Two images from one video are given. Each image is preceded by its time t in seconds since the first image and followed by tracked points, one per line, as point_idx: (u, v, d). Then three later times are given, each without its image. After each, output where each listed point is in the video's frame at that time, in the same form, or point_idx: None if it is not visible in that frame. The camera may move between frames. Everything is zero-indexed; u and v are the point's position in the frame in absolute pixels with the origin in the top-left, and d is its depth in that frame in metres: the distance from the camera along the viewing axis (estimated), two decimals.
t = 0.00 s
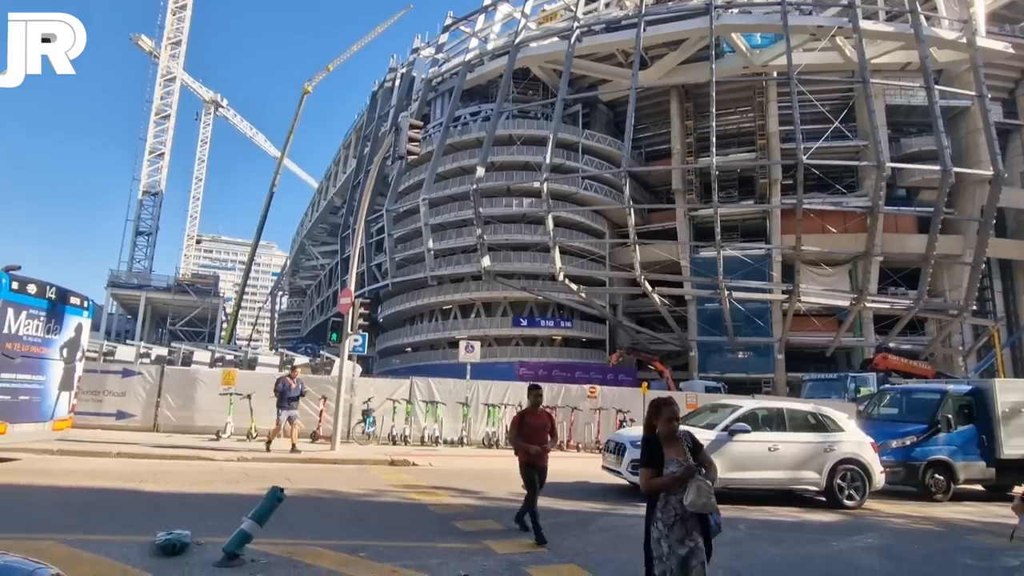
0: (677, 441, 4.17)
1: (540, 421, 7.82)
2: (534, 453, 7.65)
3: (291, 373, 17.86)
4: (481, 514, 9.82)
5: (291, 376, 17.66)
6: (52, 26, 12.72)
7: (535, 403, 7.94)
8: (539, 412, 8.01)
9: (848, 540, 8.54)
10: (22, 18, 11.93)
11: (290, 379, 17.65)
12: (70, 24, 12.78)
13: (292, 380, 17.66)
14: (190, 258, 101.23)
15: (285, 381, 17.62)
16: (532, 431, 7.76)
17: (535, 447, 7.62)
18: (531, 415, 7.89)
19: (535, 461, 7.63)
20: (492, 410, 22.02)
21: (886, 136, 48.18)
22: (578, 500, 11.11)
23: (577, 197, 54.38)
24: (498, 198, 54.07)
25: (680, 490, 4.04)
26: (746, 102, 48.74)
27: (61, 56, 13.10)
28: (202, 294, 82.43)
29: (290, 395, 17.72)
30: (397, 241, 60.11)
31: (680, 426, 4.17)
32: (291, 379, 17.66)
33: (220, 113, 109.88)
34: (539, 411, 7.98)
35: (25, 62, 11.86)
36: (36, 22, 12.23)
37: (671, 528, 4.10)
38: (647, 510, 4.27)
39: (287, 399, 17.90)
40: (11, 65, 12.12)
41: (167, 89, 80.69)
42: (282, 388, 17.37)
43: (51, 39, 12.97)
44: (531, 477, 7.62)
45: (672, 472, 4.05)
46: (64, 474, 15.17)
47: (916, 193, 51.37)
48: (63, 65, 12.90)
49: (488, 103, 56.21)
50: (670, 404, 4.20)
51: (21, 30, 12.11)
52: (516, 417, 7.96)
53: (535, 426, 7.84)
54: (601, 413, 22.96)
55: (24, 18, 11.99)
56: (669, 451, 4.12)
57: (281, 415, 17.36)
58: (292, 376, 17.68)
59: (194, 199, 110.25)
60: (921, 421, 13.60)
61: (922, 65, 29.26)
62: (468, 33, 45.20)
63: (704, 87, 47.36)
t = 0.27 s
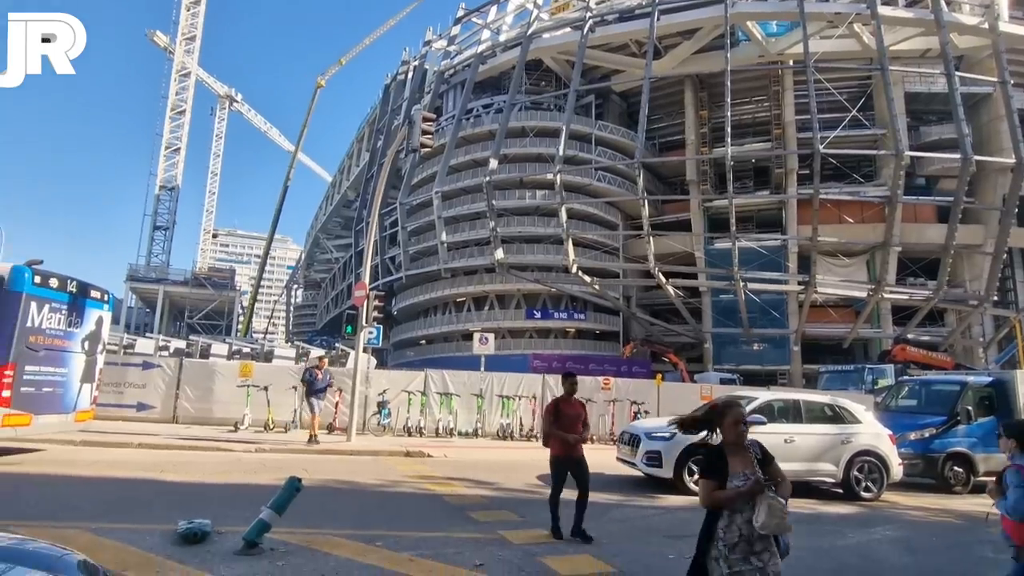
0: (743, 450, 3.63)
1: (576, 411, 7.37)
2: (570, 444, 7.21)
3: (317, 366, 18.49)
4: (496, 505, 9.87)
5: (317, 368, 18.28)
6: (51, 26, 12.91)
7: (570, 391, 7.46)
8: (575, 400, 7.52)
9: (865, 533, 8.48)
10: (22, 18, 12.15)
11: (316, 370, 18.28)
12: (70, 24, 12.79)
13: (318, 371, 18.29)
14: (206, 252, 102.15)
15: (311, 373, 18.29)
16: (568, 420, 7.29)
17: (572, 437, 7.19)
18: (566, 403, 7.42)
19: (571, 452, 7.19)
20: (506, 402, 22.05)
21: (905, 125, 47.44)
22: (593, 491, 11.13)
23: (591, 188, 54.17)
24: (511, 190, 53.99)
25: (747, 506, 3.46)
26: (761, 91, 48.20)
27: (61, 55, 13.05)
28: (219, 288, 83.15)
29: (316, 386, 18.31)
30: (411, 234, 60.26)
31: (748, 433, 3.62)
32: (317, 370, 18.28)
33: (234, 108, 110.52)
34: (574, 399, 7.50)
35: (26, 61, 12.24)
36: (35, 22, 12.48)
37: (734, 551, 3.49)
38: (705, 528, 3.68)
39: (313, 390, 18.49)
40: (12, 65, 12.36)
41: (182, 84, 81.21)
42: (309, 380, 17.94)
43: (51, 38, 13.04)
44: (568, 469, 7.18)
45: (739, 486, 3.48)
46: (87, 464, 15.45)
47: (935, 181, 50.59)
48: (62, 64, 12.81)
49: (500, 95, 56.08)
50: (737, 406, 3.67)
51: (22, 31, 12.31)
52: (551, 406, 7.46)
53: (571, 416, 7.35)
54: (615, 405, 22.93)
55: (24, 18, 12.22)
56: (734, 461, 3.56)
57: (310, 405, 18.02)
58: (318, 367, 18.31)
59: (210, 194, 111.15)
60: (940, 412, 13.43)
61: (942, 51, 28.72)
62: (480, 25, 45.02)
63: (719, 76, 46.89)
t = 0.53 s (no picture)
0: (808, 449, 3.44)
1: (613, 415, 7.06)
2: (606, 451, 6.95)
3: (338, 365, 18.49)
4: (510, 501, 9.90)
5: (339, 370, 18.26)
6: (50, 26, 12.60)
7: (608, 394, 7.13)
8: (612, 403, 7.21)
9: (880, 530, 8.42)
10: (22, 18, 11.89)
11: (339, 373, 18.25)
12: (69, 23, 12.55)
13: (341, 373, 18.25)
14: (221, 251, 103.06)
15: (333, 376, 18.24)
16: (606, 426, 7.01)
17: (608, 445, 6.91)
18: (603, 407, 7.11)
19: (608, 460, 6.93)
20: (519, 398, 22.06)
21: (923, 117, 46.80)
22: (606, 486, 11.13)
23: (603, 184, 53.98)
24: (523, 186, 53.94)
25: (813, 509, 3.31)
26: (776, 85, 47.74)
27: (61, 55, 12.81)
28: (233, 286, 83.79)
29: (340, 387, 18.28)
30: (423, 231, 60.39)
31: (812, 431, 3.43)
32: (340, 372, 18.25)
33: (248, 107, 111.21)
34: (612, 401, 7.18)
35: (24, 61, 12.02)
36: (35, 21, 12.21)
37: (800, 558, 3.34)
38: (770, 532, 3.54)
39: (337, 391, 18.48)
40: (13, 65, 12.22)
41: (196, 84, 81.83)
42: (332, 380, 17.91)
43: (50, 38, 12.77)
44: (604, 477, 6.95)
45: (802, 489, 3.32)
46: (108, 461, 15.68)
47: (954, 174, 49.90)
48: (62, 64, 12.58)
49: (512, 91, 55.96)
50: (801, 402, 3.45)
51: (22, 31, 12.08)
52: (586, 408, 7.16)
53: (608, 420, 7.05)
54: (629, 401, 22.89)
55: (24, 18, 11.96)
56: (797, 462, 3.39)
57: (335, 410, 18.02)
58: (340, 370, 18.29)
59: (224, 192, 111.92)
60: (958, 409, 13.24)
61: (961, 42, 28.26)
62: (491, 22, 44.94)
63: (732, 70, 46.49)
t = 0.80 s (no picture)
0: (887, 478, 2.94)
1: (647, 413, 6.53)
2: (639, 452, 6.36)
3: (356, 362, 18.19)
4: (523, 500, 9.89)
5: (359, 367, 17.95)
6: (50, 26, 12.82)
7: (642, 393, 6.62)
8: (646, 402, 6.67)
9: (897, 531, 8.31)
10: (22, 18, 12.05)
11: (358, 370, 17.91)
12: (68, 23, 12.72)
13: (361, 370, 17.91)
14: (235, 251, 103.87)
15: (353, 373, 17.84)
16: (641, 427, 6.45)
17: (642, 445, 6.33)
18: (636, 405, 6.57)
19: (641, 461, 6.36)
20: (531, 397, 22.05)
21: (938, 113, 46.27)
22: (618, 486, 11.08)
23: (614, 183, 53.83)
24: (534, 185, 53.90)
25: (905, 555, 2.72)
26: (789, 81, 47.37)
27: (61, 55, 12.99)
28: (247, 286, 84.36)
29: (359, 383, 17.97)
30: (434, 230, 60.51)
31: (886, 455, 2.94)
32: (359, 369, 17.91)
33: (260, 108, 111.95)
34: (646, 401, 6.66)
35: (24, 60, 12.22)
36: (35, 21, 12.37)
37: None
38: None
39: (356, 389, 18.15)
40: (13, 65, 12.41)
41: (210, 86, 82.50)
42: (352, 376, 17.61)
43: (51, 38, 12.94)
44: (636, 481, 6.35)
45: (886, 529, 2.79)
46: (125, 459, 15.88)
47: (970, 170, 49.27)
48: (62, 65, 12.75)
49: (523, 90, 55.94)
50: (873, 422, 2.97)
51: (22, 31, 12.23)
52: (615, 409, 6.58)
53: (642, 422, 6.50)
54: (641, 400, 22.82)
55: (23, 18, 12.12)
56: (876, 495, 2.86)
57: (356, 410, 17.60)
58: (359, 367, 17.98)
59: (237, 193, 112.73)
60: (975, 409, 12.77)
61: (977, 37, 27.90)
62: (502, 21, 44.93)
63: (744, 67, 46.17)
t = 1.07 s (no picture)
0: (1001, 496, 2.45)
1: (688, 423, 6.06)
2: (682, 464, 5.89)
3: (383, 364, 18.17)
4: (539, 502, 9.85)
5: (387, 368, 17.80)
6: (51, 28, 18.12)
7: (682, 402, 6.16)
8: (686, 411, 6.21)
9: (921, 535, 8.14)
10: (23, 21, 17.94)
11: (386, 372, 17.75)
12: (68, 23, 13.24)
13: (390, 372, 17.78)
14: (253, 253, 104.92)
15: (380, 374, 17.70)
16: (684, 439, 6.01)
17: (686, 457, 5.86)
18: (676, 415, 6.12)
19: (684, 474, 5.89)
20: (547, 398, 22.01)
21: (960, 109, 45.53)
22: (635, 489, 11.00)
23: (630, 182, 53.66)
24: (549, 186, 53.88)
25: None
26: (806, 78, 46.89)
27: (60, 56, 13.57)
28: (265, 288, 85.19)
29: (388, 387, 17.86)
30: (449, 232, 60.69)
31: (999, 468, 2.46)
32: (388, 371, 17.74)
33: (278, 112, 113.03)
34: (686, 410, 6.21)
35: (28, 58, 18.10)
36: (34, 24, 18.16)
37: None
38: None
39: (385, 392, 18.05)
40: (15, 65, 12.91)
41: (228, 90, 83.49)
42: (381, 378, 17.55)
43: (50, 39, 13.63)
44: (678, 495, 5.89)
45: (1002, 554, 2.29)
46: (147, 459, 16.11)
47: (994, 167, 48.40)
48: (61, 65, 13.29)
49: (537, 91, 56.10)
50: (988, 433, 2.48)
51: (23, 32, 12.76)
52: (657, 417, 6.09)
53: (685, 432, 6.04)
54: (658, 402, 22.67)
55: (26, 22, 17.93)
56: (989, 513, 2.36)
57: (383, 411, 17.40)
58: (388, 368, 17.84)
59: (254, 196, 114.01)
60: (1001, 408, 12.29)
61: (1000, 31, 27.41)
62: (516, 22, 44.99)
63: (761, 65, 45.78)
